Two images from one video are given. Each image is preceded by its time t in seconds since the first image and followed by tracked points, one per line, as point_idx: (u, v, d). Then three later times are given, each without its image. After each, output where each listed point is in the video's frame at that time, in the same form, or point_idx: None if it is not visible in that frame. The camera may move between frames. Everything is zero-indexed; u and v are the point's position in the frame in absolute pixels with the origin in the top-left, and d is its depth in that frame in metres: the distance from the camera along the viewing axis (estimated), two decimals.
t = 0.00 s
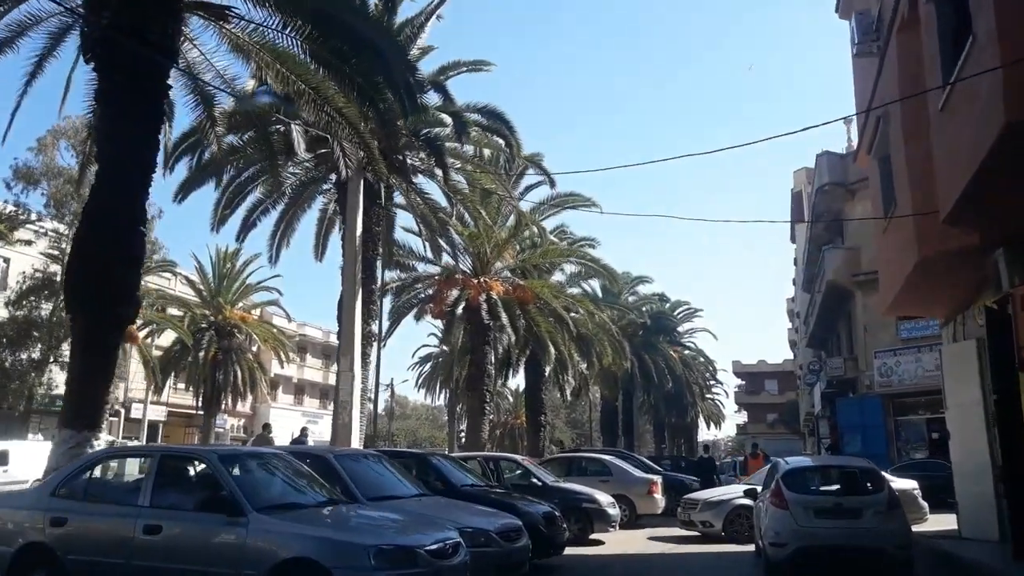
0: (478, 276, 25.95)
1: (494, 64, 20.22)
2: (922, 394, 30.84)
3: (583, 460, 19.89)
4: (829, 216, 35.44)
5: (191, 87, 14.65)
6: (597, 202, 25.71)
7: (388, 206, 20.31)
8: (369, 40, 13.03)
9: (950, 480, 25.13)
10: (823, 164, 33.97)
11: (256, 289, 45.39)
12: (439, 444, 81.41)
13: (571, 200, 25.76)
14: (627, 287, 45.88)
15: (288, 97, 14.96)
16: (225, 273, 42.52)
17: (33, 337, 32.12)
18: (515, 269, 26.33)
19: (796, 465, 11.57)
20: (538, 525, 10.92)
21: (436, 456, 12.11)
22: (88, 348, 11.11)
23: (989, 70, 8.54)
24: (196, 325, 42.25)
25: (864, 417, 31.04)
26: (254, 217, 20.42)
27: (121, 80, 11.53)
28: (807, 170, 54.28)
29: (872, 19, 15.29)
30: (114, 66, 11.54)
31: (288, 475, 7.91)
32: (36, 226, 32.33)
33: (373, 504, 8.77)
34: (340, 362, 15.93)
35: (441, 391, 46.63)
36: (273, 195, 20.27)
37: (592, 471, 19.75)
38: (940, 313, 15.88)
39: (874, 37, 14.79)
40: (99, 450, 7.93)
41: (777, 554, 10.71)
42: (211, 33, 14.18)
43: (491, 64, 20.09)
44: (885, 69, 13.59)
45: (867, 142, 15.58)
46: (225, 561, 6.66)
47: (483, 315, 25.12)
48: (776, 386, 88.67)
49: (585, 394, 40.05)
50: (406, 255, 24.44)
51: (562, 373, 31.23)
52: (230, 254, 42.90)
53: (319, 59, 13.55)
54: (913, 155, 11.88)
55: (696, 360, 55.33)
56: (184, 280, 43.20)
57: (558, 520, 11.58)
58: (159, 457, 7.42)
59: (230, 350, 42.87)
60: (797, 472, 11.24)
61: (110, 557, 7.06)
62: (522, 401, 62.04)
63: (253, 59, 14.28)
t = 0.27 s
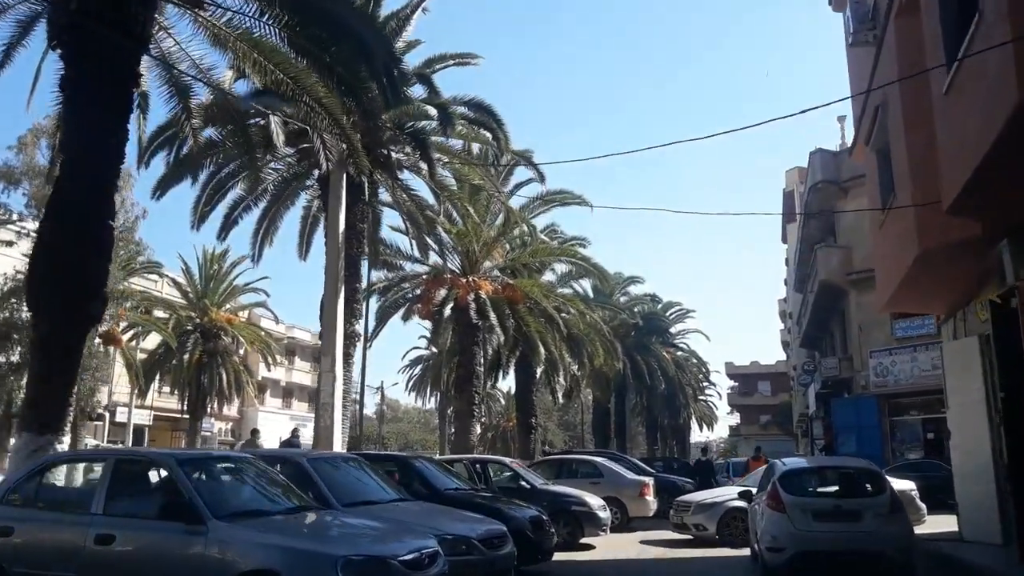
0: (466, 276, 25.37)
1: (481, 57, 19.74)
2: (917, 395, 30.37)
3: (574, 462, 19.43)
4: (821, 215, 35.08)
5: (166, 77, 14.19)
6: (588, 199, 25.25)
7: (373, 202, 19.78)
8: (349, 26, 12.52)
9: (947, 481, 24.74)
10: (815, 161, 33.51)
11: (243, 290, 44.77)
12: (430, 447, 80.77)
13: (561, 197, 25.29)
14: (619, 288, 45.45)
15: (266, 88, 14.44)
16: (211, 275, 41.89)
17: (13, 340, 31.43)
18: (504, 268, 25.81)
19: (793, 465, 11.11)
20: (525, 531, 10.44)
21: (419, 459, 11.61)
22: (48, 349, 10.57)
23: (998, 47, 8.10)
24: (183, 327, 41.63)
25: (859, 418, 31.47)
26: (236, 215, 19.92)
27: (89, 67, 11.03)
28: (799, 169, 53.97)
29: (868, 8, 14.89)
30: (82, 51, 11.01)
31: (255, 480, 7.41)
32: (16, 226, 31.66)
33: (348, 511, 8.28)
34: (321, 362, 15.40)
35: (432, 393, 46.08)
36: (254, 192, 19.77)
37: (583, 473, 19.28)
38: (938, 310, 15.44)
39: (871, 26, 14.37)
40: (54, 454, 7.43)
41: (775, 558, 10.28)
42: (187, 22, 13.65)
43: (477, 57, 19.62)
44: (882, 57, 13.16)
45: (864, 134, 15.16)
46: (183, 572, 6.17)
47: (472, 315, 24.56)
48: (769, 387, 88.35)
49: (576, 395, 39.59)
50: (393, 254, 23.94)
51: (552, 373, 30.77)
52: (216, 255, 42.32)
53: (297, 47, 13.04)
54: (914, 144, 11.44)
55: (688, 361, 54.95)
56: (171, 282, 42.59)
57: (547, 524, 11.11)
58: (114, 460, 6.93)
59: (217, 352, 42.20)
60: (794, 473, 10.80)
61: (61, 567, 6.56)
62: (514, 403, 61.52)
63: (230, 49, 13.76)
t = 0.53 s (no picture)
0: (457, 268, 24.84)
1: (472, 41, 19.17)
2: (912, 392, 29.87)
3: (566, 458, 18.94)
4: (818, 209, 34.64)
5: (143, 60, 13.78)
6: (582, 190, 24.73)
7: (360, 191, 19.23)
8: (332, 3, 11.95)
9: (945, 479, 24.33)
10: (812, 154, 33.06)
11: (233, 283, 44.15)
12: (423, 444, 80.21)
13: (554, 187, 24.75)
14: (613, 282, 44.97)
15: (247, 70, 13.85)
16: (200, 267, 41.26)
17: None
18: (497, 260, 25.23)
19: (793, 463, 10.66)
20: (513, 531, 9.94)
21: (403, 454, 11.11)
22: (12, 343, 10.08)
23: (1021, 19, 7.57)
24: (170, 321, 40.98)
25: (856, 414, 31.35)
26: (218, 204, 19.42)
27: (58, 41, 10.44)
28: (796, 164, 53.57)
29: None
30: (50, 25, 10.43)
31: (218, 478, 6.89)
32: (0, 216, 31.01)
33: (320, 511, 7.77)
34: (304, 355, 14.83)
35: (424, 389, 45.55)
36: (238, 180, 19.23)
37: (575, 470, 18.79)
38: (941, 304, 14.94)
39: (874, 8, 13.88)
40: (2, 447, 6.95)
41: (774, 560, 9.84)
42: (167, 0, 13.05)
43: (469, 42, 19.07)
44: (886, 38, 12.63)
45: (866, 121, 14.68)
46: None
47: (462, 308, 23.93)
48: (763, 384, 88.04)
49: (569, 391, 39.10)
50: (382, 246, 23.41)
51: (545, 369, 30.26)
52: (206, 247, 41.75)
53: (279, 25, 12.45)
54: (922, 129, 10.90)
55: (682, 357, 54.53)
56: (159, 274, 41.96)
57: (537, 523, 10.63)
58: (64, 455, 6.44)
59: (206, 346, 41.58)
60: (794, 471, 10.33)
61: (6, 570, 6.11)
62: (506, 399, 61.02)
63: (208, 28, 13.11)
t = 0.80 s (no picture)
0: (445, 260, 24.22)
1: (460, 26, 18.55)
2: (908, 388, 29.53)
3: (555, 456, 18.43)
4: (813, 202, 34.18)
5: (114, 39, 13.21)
6: (574, 182, 24.19)
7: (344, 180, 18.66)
8: None
9: (943, 476, 23.90)
10: (807, 146, 32.57)
11: (220, 278, 43.41)
12: (414, 441, 79.53)
13: (545, 179, 24.18)
14: (606, 278, 44.42)
15: (223, 50, 13.22)
16: (186, 262, 40.59)
17: None
18: (487, 254, 24.61)
19: (793, 460, 10.14)
20: (497, 533, 9.41)
21: (382, 450, 10.54)
22: None
23: None
24: (156, 316, 40.08)
25: (851, 411, 30.29)
26: (198, 193, 18.82)
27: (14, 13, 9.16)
28: (790, 159, 53.12)
29: None
30: None
31: (165, 482, 6.30)
32: None
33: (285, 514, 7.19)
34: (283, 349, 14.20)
35: (414, 386, 44.96)
36: (218, 168, 18.61)
37: (566, 467, 18.26)
38: (941, 298, 14.47)
39: None
40: None
41: (772, 563, 9.33)
42: None
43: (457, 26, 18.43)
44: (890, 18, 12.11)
45: (866, 107, 14.18)
46: None
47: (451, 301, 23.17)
48: (755, 381, 87.72)
49: (561, 387, 38.54)
50: (369, 237, 22.76)
51: (536, 364, 29.69)
52: (192, 242, 41.17)
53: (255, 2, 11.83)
54: (928, 111, 10.40)
55: (674, 354, 54.07)
56: (145, 269, 41.18)
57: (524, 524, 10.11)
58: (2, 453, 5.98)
59: (192, 343, 40.89)
60: (794, 469, 9.81)
61: None
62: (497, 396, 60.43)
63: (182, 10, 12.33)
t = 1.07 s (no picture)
0: (435, 254, 23.43)
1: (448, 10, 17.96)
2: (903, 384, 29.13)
3: (547, 453, 17.92)
4: (809, 197, 33.74)
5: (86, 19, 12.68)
6: (567, 173, 23.68)
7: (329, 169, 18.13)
8: None
9: (942, 474, 23.49)
10: (805, 139, 32.17)
11: (209, 273, 42.79)
12: (407, 438, 78.93)
13: (538, 170, 23.65)
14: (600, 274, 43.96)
15: (200, 31, 12.70)
16: (174, 256, 39.80)
17: None
18: (477, 247, 24.01)
19: (793, 458, 9.67)
20: (483, 535, 8.93)
21: (365, 447, 10.08)
22: None
23: None
24: (143, 311, 39.49)
25: (847, 409, 30.13)
26: (179, 182, 18.29)
27: None
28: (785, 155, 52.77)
29: None
30: None
31: (120, 480, 5.85)
32: None
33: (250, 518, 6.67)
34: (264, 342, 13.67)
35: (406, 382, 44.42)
36: (200, 157, 18.09)
37: (558, 465, 17.76)
38: (946, 290, 14.03)
39: None
40: None
41: (771, 565, 8.88)
42: None
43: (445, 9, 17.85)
44: None
45: (869, 92, 13.73)
46: None
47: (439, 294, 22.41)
48: (750, 378, 87.33)
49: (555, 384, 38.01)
50: (358, 230, 22.20)
51: (529, 360, 29.19)
52: (180, 236, 40.37)
53: None
54: (935, 94, 9.95)
55: (669, 350, 53.65)
56: (132, 263, 40.50)
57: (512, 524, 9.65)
58: None
59: (181, 338, 40.12)
60: (795, 467, 9.34)
61: None
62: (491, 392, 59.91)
63: None
